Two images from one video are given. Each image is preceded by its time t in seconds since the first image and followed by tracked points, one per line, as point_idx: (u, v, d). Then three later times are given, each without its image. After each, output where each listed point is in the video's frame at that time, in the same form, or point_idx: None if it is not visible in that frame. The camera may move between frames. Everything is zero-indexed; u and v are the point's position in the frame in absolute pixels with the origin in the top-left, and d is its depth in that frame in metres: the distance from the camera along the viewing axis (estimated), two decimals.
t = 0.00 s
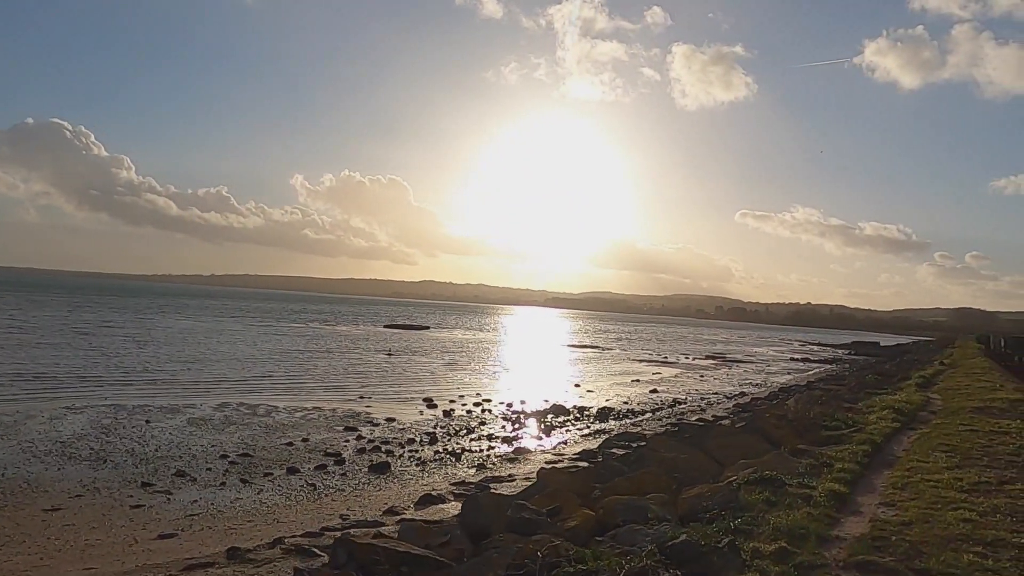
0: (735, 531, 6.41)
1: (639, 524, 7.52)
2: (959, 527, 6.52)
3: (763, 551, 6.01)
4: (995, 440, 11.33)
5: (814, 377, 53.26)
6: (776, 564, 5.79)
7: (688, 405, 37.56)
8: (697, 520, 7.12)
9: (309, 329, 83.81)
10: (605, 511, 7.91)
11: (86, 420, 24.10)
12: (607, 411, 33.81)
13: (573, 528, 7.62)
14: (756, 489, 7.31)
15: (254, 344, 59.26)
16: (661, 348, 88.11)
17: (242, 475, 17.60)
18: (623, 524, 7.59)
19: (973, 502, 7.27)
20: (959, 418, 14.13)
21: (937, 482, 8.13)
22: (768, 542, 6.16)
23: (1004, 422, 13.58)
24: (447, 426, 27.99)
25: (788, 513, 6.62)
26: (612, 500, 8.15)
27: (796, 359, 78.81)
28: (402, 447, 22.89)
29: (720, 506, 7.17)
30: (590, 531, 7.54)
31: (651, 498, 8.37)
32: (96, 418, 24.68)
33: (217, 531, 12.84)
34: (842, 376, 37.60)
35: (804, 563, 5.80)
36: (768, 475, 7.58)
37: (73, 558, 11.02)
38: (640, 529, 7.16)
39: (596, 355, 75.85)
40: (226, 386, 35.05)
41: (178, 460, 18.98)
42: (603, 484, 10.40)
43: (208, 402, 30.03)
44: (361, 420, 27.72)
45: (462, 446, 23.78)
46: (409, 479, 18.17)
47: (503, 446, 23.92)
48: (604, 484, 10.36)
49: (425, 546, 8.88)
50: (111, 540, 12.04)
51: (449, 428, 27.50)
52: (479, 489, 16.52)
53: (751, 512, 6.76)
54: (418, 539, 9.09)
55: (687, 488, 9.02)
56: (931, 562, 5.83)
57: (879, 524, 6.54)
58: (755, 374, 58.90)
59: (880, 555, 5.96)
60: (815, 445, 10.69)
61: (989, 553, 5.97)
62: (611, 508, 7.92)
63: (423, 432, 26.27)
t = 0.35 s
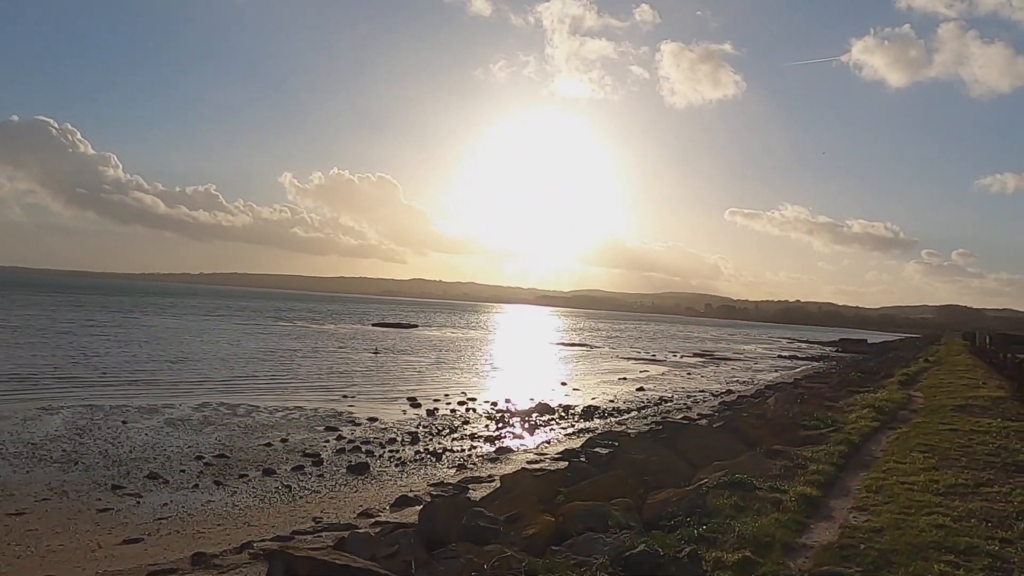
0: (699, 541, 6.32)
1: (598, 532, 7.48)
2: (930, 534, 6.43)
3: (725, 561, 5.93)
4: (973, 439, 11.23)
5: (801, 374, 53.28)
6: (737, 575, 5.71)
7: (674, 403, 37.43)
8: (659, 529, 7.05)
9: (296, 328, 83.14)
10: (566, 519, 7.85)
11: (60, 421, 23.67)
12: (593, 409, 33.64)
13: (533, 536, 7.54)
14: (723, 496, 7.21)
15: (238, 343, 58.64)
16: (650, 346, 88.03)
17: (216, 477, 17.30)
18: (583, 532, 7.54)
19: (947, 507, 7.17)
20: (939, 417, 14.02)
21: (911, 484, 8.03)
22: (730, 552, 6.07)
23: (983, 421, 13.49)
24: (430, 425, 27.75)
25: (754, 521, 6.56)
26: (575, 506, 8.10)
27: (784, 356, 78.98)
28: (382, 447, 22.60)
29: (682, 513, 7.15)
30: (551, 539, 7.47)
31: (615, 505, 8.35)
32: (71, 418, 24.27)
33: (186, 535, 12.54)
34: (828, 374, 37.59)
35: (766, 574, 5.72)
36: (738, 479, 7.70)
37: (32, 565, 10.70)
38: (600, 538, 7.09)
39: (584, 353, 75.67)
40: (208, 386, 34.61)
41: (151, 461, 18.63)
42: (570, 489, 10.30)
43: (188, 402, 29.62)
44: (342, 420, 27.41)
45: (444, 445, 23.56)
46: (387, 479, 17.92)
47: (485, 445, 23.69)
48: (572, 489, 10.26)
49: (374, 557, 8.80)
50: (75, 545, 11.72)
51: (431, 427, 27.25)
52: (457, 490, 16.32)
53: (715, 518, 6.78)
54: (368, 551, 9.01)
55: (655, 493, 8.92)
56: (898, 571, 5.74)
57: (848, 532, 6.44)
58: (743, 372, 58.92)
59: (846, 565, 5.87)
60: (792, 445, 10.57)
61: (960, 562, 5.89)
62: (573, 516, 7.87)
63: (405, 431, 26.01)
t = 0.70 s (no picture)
0: (674, 554, 6.10)
1: (566, 541, 7.25)
2: (919, 543, 6.22)
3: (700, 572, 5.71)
4: (963, 439, 11.02)
5: (793, 373, 53.13)
6: None
7: (665, 402, 37.20)
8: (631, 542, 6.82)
9: (287, 327, 82.49)
10: (535, 526, 7.67)
11: (39, 422, 23.23)
12: (583, 409, 33.39)
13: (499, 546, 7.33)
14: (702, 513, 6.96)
15: (226, 343, 58.05)
16: (642, 345, 87.77)
17: (195, 479, 16.94)
18: (552, 541, 7.32)
19: (936, 514, 6.97)
20: (930, 416, 13.79)
21: (901, 488, 7.81)
22: (707, 563, 5.86)
23: (974, 420, 13.27)
24: (417, 425, 27.44)
25: (732, 531, 6.42)
26: (547, 514, 7.91)
27: (776, 355, 78.83)
28: (367, 448, 22.23)
29: (659, 522, 7.17)
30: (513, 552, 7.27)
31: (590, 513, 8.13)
32: (49, 419, 23.83)
33: (158, 539, 12.19)
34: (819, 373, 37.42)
35: None
36: (720, 482, 7.79)
37: None
38: (567, 549, 6.86)
39: (576, 351, 75.37)
40: (193, 386, 34.16)
41: (129, 463, 18.24)
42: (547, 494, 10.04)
43: (172, 402, 29.19)
44: (328, 420, 27.03)
45: (430, 445, 23.25)
46: (371, 481, 17.60)
47: (472, 446, 23.41)
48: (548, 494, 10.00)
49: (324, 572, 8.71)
50: (42, 551, 11.36)
51: (419, 428, 26.92)
52: (441, 491, 16.03)
53: (691, 527, 6.75)
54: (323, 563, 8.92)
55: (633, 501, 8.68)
56: None
57: (832, 544, 6.22)
58: (734, 371, 58.78)
59: None
60: (778, 448, 10.34)
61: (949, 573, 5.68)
62: (542, 524, 7.66)
63: (391, 431, 25.69)
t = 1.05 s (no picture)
0: None
1: (540, 559, 6.93)
2: (918, 559, 5.91)
3: None
4: (959, 442, 10.71)
5: (786, 371, 52.94)
6: None
7: (657, 401, 36.88)
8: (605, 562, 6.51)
9: (279, 327, 81.89)
10: (508, 542, 7.35)
11: (18, 424, 22.77)
12: (574, 408, 33.07)
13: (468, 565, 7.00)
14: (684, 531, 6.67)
15: (216, 343, 57.47)
16: (636, 343, 87.48)
17: (175, 483, 16.55)
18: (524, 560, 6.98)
19: (935, 525, 6.64)
20: (925, 417, 13.49)
21: (897, 496, 7.50)
22: None
23: (969, 421, 12.98)
24: (406, 426, 27.08)
25: (718, 546, 6.15)
26: (522, 527, 7.57)
27: (769, 353, 78.62)
28: (354, 449, 21.84)
29: (640, 537, 6.89)
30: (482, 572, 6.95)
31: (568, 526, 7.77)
32: (30, 422, 23.37)
33: (131, 547, 11.80)
34: (812, 371, 37.18)
35: None
36: (706, 491, 7.56)
37: None
38: (539, 569, 6.51)
39: (569, 350, 75.06)
40: (179, 387, 33.67)
41: (107, 467, 17.83)
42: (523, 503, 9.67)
43: (157, 403, 28.72)
44: (315, 422, 26.63)
45: (418, 447, 22.89)
46: (355, 483, 17.23)
47: (461, 447, 23.04)
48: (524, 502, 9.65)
49: None
50: (9, 560, 10.96)
51: (408, 428, 26.55)
52: (426, 494, 15.68)
53: (673, 542, 6.49)
54: None
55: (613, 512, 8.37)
56: None
57: (825, 564, 5.90)
58: (727, 369, 58.51)
59: None
60: (769, 451, 10.04)
61: None
62: (515, 541, 7.32)
63: (379, 432, 25.31)
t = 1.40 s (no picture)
0: None
1: (507, 562, 6.66)
2: (911, 561, 5.65)
3: None
4: (952, 435, 10.49)
5: (778, 365, 52.87)
6: None
7: (649, 396, 36.70)
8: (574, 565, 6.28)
9: (270, 323, 81.36)
10: (475, 544, 7.08)
11: None
12: (565, 403, 32.81)
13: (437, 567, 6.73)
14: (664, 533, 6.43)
15: (205, 339, 56.93)
16: (629, 338, 87.38)
17: (155, 481, 16.20)
18: (489, 564, 6.72)
19: (927, 524, 6.39)
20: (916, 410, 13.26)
21: (889, 492, 7.24)
22: None
23: (962, 413, 12.78)
24: (395, 421, 26.79)
25: (697, 548, 5.92)
26: (491, 529, 7.30)
27: (762, 347, 78.59)
28: (340, 446, 21.49)
29: (616, 538, 6.69)
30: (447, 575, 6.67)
31: (543, 528, 7.46)
32: (10, 420, 22.94)
33: (105, 547, 11.45)
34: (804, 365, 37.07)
35: None
36: (688, 489, 7.36)
37: None
38: None
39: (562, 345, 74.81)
40: (165, 384, 33.23)
41: (86, 465, 17.44)
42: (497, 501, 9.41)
43: (142, 400, 28.30)
44: (302, 418, 26.29)
45: (406, 443, 22.60)
46: (339, 480, 16.92)
47: (449, 443, 22.77)
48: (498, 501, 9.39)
49: None
50: None
51: (396, 424, 26.26)
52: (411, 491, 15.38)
53: (651, 543, 6.28)
54: None
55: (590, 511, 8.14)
56: None
57: (810, 566, 5.66)
58: (720, 363, 58.44)
59: None
60: (757, 446, 9.80)
61: None
62: (483, 541, 7.07)
63: (367, 428, 24.99)
